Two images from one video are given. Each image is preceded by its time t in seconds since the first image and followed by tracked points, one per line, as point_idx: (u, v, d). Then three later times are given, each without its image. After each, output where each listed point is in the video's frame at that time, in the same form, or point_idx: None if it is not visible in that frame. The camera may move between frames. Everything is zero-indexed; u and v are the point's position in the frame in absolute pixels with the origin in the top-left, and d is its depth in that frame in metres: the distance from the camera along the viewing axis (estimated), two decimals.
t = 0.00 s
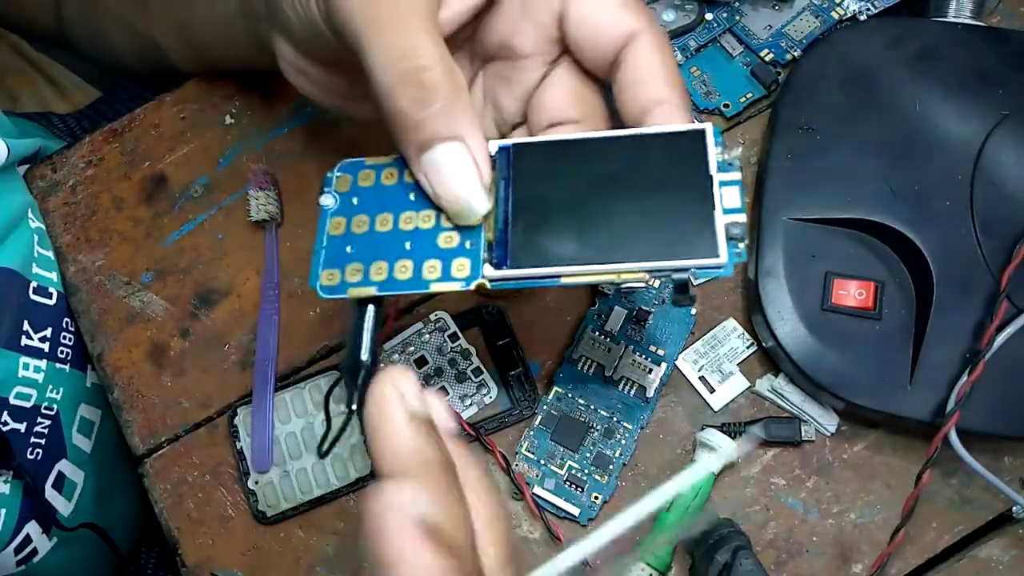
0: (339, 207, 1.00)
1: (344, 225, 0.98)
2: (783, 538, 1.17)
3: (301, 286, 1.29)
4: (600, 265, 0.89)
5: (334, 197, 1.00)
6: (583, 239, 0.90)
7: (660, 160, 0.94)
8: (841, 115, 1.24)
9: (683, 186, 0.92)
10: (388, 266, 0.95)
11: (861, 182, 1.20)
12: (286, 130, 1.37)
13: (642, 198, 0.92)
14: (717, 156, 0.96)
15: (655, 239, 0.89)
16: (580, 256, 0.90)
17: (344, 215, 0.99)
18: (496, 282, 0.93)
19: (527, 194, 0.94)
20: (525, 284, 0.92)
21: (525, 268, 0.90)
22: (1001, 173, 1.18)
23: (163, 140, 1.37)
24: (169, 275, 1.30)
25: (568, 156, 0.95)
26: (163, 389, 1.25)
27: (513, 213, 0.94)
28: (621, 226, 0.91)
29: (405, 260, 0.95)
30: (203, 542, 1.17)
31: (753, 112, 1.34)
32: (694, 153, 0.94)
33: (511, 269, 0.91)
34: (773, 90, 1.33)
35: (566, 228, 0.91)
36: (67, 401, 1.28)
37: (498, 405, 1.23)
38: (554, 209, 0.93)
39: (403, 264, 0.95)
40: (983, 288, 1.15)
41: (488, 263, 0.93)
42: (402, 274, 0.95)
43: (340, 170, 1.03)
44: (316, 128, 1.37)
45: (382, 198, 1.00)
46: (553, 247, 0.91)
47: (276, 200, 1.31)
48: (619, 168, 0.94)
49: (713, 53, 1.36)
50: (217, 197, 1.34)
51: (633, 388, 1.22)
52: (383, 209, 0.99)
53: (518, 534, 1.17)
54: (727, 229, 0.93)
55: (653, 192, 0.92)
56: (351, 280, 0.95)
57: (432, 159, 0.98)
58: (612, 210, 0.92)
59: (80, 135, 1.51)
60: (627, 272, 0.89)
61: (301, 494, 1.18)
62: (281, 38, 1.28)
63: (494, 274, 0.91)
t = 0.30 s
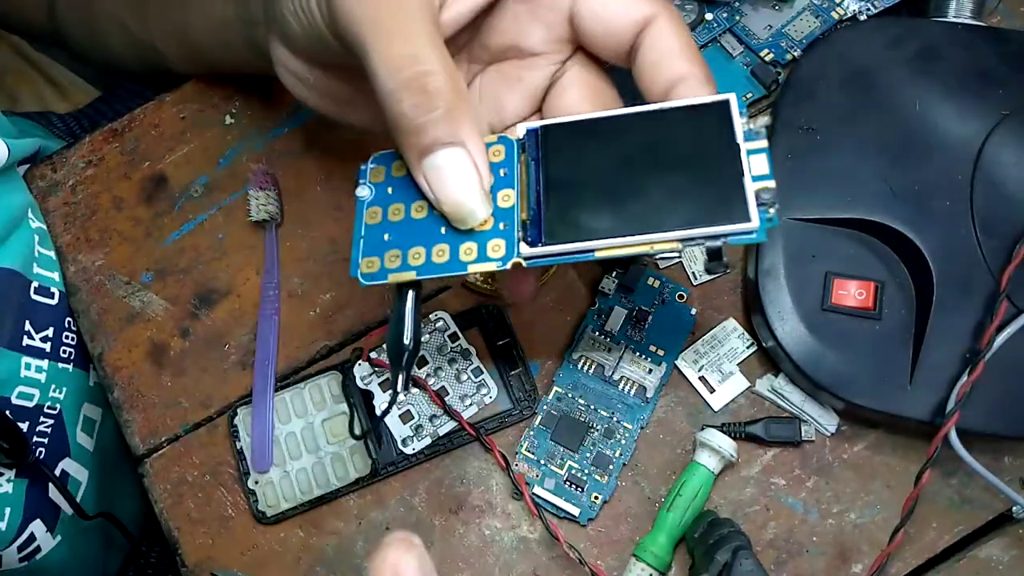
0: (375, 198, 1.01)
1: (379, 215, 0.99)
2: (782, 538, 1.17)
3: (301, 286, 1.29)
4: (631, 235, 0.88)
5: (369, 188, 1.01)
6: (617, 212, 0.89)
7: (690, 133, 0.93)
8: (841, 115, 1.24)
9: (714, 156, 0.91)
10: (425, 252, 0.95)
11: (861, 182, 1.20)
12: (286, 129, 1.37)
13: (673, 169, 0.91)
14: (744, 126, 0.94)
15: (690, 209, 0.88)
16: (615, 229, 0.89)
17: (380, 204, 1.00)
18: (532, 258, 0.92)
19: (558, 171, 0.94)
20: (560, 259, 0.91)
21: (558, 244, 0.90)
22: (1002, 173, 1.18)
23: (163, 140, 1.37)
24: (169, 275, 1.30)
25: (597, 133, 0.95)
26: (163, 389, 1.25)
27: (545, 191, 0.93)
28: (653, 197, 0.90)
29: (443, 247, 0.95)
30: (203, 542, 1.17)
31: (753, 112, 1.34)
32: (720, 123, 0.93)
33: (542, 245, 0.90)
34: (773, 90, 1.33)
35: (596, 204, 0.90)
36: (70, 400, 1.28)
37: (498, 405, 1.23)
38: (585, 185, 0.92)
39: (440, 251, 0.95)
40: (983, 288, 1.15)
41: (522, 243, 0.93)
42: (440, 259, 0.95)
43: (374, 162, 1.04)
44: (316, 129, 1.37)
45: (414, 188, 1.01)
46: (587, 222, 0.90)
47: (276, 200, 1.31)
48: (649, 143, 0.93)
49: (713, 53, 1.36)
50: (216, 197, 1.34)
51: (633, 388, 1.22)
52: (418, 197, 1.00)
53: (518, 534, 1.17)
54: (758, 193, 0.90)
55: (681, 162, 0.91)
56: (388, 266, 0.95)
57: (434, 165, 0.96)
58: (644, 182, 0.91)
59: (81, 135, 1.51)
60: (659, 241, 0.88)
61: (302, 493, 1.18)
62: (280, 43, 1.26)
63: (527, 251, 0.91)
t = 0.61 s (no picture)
0: (387, 215, 1.01)
1: (392, 233, 1.00)
2: (783, 538, 1.17)
3: (301, 286, 1.29)
4: (640, 249, 0.88)
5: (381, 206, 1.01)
6: (624, 227, 0.90)
7: (695, 142, 0.92)
8: (841, 115, 1.24)
9: (719, 164, 0.90)
10: (438, 269, 0.96)
11: (861, 182, 1.20)
12: (286, 130, 1.37)
13: (679, 179, 0.90)
14: (751, 129, 0.93)
15: (697, 222, 0.88)
16: (622, 245, 0.89)
17: (392, 221, 1.00)
18: (541, 275, 0.93)
19: (564, 186, 0.94)
20: (569, 276, 0.92)
21: (566, 261, 0.90)
22: (1002, 173, 1.18)
23: (164, 140, 1.37)
24: (169, 275, 1.30)
25: (602, 142, 0.94)
26: (163, 389, 1.25)
27: (553, 207, 0.93)
28: (660, 210, 0.89)
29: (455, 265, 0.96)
30: (203, 542, 1.17)
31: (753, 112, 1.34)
32: (727, 127, 0.92)
33: (551, 262, 0.91)
34: (773, 90, 1.33)
35: (604, 218, 0.91)
36: (74, 400, 1.29)
37: (497, 405, 1.23)
38: (592, 198, 0.92)
39: (452, 270, 0.95)
40: (982, 288, 1.15)
41: (531, 259, 0.93)
42: (452, 277, 0.95)
43: (385, 178, 1.04)
44: (315, 129, 1.37)
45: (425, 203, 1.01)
46: (594, 237, 0.90)
47: (276, 200, 1.31)
48: (656, 151, 0.92)
49: (713, 53, 1.36)
50: (216, 197, 1.34)
51: (633, 388, 1.23)
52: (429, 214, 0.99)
53: (518, 534, 1.18)
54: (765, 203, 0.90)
55: (689, 172, 0.90)
56: (402, 285, 0.95)
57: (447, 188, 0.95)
58: (649, 195, 0.90)
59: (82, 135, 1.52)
60: (669, 254, 0.88)
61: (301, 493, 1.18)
62: (279, 54, 1.25)
63: (536, 268, 0.92)
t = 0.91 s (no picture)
0: (460, 185, 1.04)
1: (466, 203, 1.03)
2: (783, 538, 1.17)
3: (301, 286, 1.29)
4: (738, 195, 0.87)
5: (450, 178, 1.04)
6: (715, 173, 0.89)
7: (786, 79, 0.90)
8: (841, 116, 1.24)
9: (812, 103, 0.88)
10: (518, 237, 0.98)
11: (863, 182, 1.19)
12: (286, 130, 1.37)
13: (772, 118, 0.89)
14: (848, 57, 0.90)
15: (795, 163, 0.86)
16: (714, 192, 0.88)
17: (465, 192, 1.03)
18: (629, 232, 0.93)
19: (648, 135, 0.93)
20: (661, 229, 0.91)
21: (656, 214, 0.90)
22: (1002, 173, 1.18)
23: (164, 140, 1.37)
24: (168, 275, 1.30)
25: (687, 88, 0.93)
26: (163, 389, 1.25)
27: (635, 159, 0.93)
28: (755, 152, 0.88)
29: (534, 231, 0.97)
30: (203, 541, 1.17)
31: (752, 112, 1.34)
32: (820, 59, 0.90)
33: (641, 217, 0.91)
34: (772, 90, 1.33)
35: (695, 164, 0.90)
36: (82, 399, 1.30)
37: (502, 406, 1.24)
38: (677, 146, 0.91)
39: (532, 236, 0.97)
40: (982, 288, 1.15)
41: (618, 216, 0.93)
42: (531, 243, 0.97)
43: (455, 150, 1.06)
44: (315, 128, 1.37)
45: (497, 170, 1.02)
46: (684, 185, 0.89)
47: (277, 200, 1.31)
48: (743, 92, 0.91)
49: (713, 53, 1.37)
50: (216, 197, 1.34)
51: (633, 388, 1.23)
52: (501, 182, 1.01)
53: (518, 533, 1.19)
54: (873, 132, 0.87)
55: (783, 111, 0.89)
56: (482, 255, 0.99)
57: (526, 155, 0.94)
58: (745, 133, 0.89)
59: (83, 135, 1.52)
60: (771, 198, 0.87)
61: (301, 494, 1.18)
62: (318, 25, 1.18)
63: (625, 225, 0.92)
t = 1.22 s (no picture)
0: (473, 207, 1.08)
1: (482, 224, 1.07)
2: (783, 538, 1.17)
3: (301, 286, 1.29)
4: (743, 203, 0.88)
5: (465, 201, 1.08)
6: (720, 184, 0.90)
7: (785, 82, 0.90)
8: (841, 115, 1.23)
9: (812, 106, 0.88)
10: (535, 255, 1.02)
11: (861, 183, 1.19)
12: (286, 130, 1.37)
13: (773, 123, 0.89)
14: (844, 56, 0.89)
15: (795, 168, 0.87)
16: (719, 201, 0.89)
17: (480, 213, 1.07)
18: (642, 245, 0.95)
19: (650, 148, 0.95)
20: (672, 240, 0.93)
21: (664, 228, 0.92)
22: (1002, 174, 1.18)
23: (164, 140, 1.37)
24: (168, 275, 1.30)
25: (687, 97, 0.94)
26: (163, 389, 1.25)
27: (642, 172, 0.95)
28: (756, 160, 0.89)
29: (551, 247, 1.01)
30: (203, 541, 1.17)
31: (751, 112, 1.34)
32: (816, 62, 0.89)
33: (650, 231, 0.93)
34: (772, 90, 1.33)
35: (698, 176, 0.91)
36: (96, 392, 1.30)
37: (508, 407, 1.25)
38: (680, 157, 0.93)
39: (549, 252, 1.01)
40: (983, 288, 1.15)
41: (629, 231, 0.96)
42: (547, 261, 1.01)
43: (465, 172, 1.10)
44: (315, 129, 1.37)
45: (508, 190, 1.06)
46: (689, 197, 0.91)
47: (277, 200, 1.31)
48: (743, 97, 0.91)
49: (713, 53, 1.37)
50: (216, 197, 1.34)
51: (633, 389, 1.23)
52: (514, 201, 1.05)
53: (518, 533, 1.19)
54: (872, 131, 0.86)
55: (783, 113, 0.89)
56: (501, 275, 1.04)
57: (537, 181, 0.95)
58: (746, 143, 0.90)
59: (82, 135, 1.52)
60: (775, 202, 0.87)
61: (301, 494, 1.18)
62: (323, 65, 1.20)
63: (636, 239, 0.94)
